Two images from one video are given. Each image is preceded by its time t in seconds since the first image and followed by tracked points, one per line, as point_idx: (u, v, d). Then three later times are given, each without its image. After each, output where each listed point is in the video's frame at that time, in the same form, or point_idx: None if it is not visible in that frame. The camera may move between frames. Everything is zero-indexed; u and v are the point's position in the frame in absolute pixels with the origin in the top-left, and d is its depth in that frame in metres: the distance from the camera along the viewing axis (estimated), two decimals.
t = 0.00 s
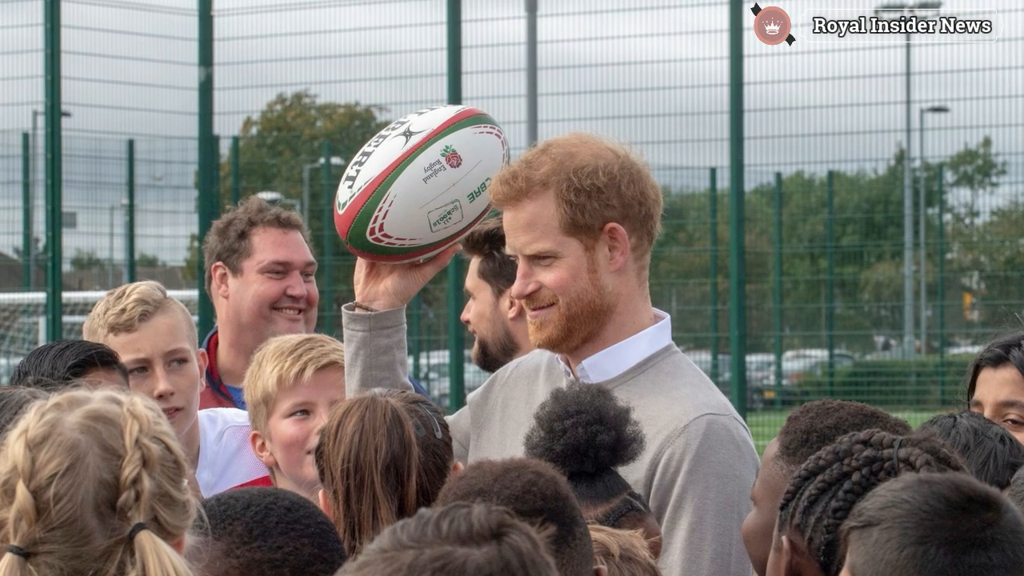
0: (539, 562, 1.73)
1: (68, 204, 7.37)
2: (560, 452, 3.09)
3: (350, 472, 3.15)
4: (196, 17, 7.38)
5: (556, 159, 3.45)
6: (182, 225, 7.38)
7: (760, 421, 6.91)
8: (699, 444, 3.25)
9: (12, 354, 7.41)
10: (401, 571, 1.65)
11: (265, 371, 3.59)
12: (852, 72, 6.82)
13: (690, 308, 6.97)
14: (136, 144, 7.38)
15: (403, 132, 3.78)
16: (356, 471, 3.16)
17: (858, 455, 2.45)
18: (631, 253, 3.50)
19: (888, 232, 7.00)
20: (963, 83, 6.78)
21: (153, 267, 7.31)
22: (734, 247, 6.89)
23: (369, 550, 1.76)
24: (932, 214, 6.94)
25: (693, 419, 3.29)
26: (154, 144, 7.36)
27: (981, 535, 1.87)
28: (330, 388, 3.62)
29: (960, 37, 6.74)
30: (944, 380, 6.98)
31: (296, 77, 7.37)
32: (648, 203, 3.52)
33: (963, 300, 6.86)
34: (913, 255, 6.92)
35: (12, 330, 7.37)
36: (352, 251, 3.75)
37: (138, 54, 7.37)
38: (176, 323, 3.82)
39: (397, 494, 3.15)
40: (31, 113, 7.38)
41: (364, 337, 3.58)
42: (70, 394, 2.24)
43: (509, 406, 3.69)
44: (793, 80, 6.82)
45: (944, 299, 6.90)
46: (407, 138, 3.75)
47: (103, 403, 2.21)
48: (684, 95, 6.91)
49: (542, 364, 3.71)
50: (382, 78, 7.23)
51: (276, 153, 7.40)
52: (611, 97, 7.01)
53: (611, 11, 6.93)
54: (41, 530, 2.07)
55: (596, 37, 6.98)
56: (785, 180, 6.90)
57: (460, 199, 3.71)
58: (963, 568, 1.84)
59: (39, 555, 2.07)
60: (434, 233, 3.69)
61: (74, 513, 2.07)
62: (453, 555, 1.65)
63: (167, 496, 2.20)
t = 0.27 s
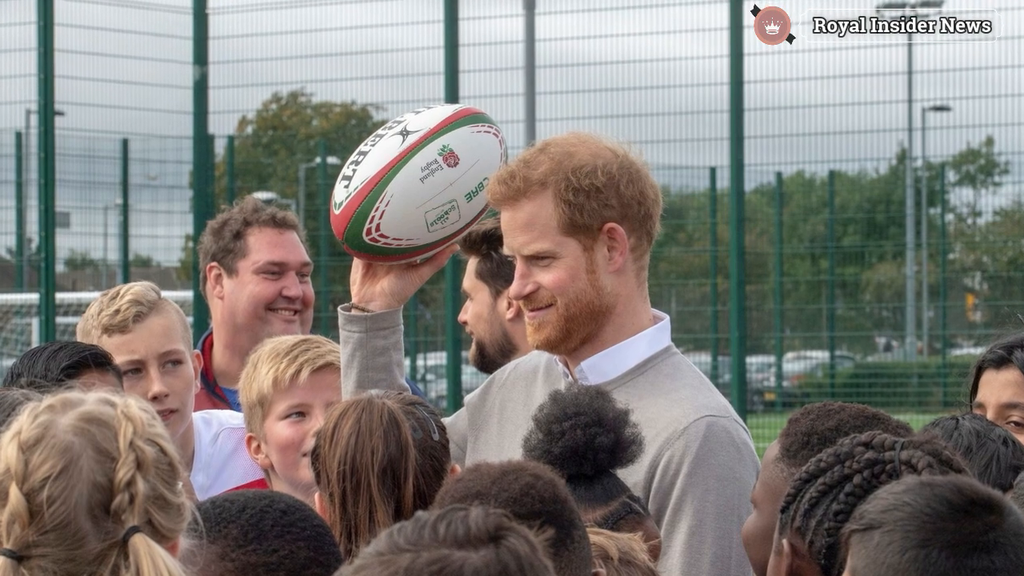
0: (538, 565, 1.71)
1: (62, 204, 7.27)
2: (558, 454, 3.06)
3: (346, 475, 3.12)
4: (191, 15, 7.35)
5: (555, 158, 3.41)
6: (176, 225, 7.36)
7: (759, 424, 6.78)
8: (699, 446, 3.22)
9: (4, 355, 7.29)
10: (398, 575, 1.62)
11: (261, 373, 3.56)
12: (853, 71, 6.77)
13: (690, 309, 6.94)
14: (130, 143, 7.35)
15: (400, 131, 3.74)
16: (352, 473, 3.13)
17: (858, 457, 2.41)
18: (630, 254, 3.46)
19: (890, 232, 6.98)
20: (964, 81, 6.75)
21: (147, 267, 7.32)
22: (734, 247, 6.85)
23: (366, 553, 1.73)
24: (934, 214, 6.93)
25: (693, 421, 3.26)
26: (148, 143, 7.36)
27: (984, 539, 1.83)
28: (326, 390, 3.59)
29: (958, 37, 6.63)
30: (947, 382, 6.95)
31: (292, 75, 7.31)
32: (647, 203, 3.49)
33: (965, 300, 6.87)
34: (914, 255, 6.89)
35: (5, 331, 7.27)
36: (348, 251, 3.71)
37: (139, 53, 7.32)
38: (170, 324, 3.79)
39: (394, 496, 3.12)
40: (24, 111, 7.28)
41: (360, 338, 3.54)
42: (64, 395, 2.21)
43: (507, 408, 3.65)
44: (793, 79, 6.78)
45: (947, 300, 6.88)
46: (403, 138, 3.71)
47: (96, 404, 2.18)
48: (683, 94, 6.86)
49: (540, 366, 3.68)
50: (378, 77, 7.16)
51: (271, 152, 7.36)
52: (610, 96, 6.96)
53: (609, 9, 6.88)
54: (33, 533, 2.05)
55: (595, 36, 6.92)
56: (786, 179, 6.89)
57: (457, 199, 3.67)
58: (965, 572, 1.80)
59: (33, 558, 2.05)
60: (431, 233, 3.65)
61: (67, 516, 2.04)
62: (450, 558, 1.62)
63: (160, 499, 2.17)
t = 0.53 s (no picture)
0: (536, 568, 1.67)
1: (54, 204, 7.23)
2: (557, 457, 3.02)
3: (342, 477, 3.09)
4: (186, 13, 7.28)
5: (553, 157, 3.38)
6: (171, 225, 7.32)
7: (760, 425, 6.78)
8: (698, 449, 3.18)
9: None
10: None
11: (256, 374, 3.52)
12: (852, 70, 6.71)
13: (690, 310, 6.90)
14: (124, 143, 7.26)
15: (396, 131, 3.71)
16: (349, 476, 3.09)
17: (860, 460, 2.38)
18: (629, 254, 3.43)
19: (891, 232, 6.96)
20: (965, 80, 6.72)
21: (141, 267, 7.23)
22: (734, 247, 6.83)
23: (361, 557, 1.70)
24: (936, 215, 6.86)
25: (693, 423, 3.22)
26: (143, 142, 7.26)
27: (987, 542, 1.80)
28: (322, 391, 3.55)
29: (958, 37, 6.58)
30: (949, 383, 6.87)
31: (287, 74, 7.26)
32: (646, 203, 3.45)
33: (968, 301, 6.85)
34: (917, 255, 6.88)
35: None
36: (344, 252, 3.67)
37: (134, 52, 7.20)
38: (165, 325, 3.75)
39: (391, 499, 3.08)
40: (16, 110, 7.20)
41: (356, 339, 3.51)
42: (56, 398, 2.18)
43: (504, 410, 3.61)
44: (794, 77, 6.76)
45: (949, 300, 6.86)
46: (400, 137, 3.68)
47: (90, 407, 2.16)
48: (683, 92, 6.84)
49: (538, 367, 3.64)
50: (374, 75, 7.11)
51: (266, 152, 7.35)
52: (609, 94, 6.91)
53: (608, 7, 6.84)
54: (27, 536, 2.01)
55: (594, 34, 6.89)
56: (788, 178, 6.85)
57: (455, 198, 3.64)
58: None
59: (25, 562, 2.01)
60: (429, 233, 3.61)
61: (61, 519, 2.01)
62: (447, 562, 1.58)
63: (155, 502, 2.14)
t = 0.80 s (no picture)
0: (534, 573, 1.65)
1: (48, 203, 7.15)
2: (555, 459, 2.99)
3: (338, 480, 3.05)
4: (180, 11, 7.25)
5: (551, 157, 3.35)
6: (165, 225, 7.26)
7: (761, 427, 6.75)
8: (698, 451, 3.15)
9: None
10: None
11: (251, 376, 3.49)
12: (855, 68, 6.70)
13: (689, 311, 6.87)
14: (118, 142, 7.24)
15: (393, 130, 3.68)
16: (345, 479, 3.06)
17: (861, 463, 2.34)
18: (628, 255, 3.39)
19: (893, 233, 6.87)
20: (967, 79, 6.69)
21: (135, 267, 7.22)
22: (734, 248, 6.78)
23: (358, 561, 1.68)
24: (938, 215, 6.77)
25: (693, 425, 3.19)
26: (136, 142, 7.24)
27: (990, 545, 1.75)
28: (318, 393, 3.52)
29: (959, 37, 6.62)
30: (951, 385, 6.81)
31: (283, 73, 7.22)
32: (646, 203, 3.42)
33: (970, 302, 6.73)
34: (918, 256, 6.77)
35: None
36: (340, 252, 3.64)
37: (124, 49, 7.20)
38: (159, 327, 3.72)
39: (387, 502, 3.05)
40: (9, 109, 7.14)
41: (352, 340, 3.47)
42: (49, 400, 2.15)
43: (502, 412, 3.58)
44: (795, 75, 6.74)
45: (952, 302, 6.75)
46: (397, 136, 3.65)
47: (83, 409, 2.13)
48: (682, 91, 6.81)
49: (536, 369, 3.60)
50: (371, 74, 7.08)
51: (262, 151, 7.26)
52: (607, 93, 6.89)
53: (606, 6, 6.82)
54: (19, 540, 1.97)
55: (593, 31, 6.85)
56: (789, 178, 6.81)
57: (452, 198, 3.60)
58: None
59: (18, 565, 1.97)
60: (425, 233, 3.58)
61: (54, 522, 1.98)
62: (443, 565, 1.58)
63: (148, 505, 2.12)
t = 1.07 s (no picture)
0: None
1: (41, 203, 7.12)
2: (553, 462, 2.96)
3: (334, 483, 3.01)
4: (175, 9, 7.17)
5: (549, 156, 3.31)
6: (160, 225, 7.21)
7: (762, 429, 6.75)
8: (697, 454, 3.11)
9: None
10: None
11: (246, 377, 3.46)
12: (857, 66, 6.67)
13: (689, 312, 6.84)
14: (111, 141, 7.18)
15: (389, 129, 3.64)
16: (341, 481, 3.02)
17: (863, 465, 2.29)
18: (627, 255, 3.36)
19: (894, 233, 6.87)
20: (969, 78, 6.65)
21: (129, 268, 7.13)
22: (734, 248, 6.74)
23: (354, 566, 1.66)
24: (941, 214, 6.79)
25: (692, 427, 3.15)
26: (130, 141, 7.18)
27: (993, 548, 1.73)
28: (314, 395, 3.48)
29: (959, 37, 6.56)
30: (954, 388, 6.71)
31: (280, 71, 7.19)
32: (645, 202, 3.38)
33: (973, 303, 6.68)
34: (920, 257, 6.77)
35: None
36: (336, 252, 3.60)
37: (117, 47, 7.10)
38: (153, 327, 3.69)
39: (384, 505, 3.01)
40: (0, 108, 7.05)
41: (349, 341, 3.44)
42: (43, 402, 2.12)
43: (500, 414, 3.54)
44: (797, 74, 6.68)
45: (954, 302, 6.71)
46: (393, 135, 3.61)
47: (77, 411, 2.09)
48: (681, 90, 6.77)
49: (534, 370, 3.57)
50: (368, 73, 7.07)
51: (257, 150, 7.25)
52: (605, 91, 6.86)
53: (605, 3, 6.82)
54: (12, 543, 1.94)
55: (591, 30, 6.83)
56: (789, 177, 6.78)
57: (449, 198, 3.57)
58: None
59: (11, 570, 1.93)
60: (422, 233, 3.55)
61: (48, 525, 1.94)
62: (442, 568, 1.56)
63: (143, 508, 2.09)
